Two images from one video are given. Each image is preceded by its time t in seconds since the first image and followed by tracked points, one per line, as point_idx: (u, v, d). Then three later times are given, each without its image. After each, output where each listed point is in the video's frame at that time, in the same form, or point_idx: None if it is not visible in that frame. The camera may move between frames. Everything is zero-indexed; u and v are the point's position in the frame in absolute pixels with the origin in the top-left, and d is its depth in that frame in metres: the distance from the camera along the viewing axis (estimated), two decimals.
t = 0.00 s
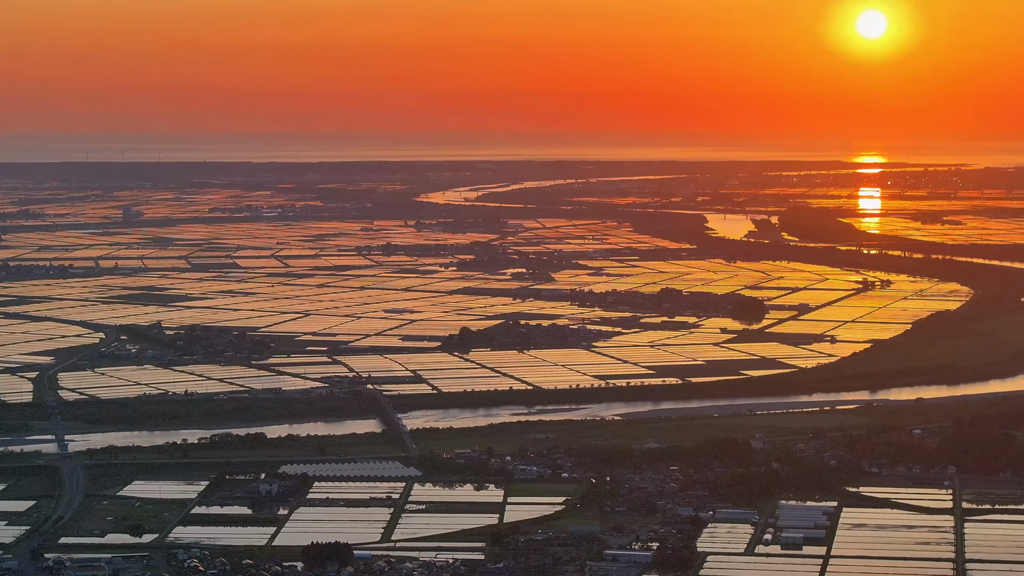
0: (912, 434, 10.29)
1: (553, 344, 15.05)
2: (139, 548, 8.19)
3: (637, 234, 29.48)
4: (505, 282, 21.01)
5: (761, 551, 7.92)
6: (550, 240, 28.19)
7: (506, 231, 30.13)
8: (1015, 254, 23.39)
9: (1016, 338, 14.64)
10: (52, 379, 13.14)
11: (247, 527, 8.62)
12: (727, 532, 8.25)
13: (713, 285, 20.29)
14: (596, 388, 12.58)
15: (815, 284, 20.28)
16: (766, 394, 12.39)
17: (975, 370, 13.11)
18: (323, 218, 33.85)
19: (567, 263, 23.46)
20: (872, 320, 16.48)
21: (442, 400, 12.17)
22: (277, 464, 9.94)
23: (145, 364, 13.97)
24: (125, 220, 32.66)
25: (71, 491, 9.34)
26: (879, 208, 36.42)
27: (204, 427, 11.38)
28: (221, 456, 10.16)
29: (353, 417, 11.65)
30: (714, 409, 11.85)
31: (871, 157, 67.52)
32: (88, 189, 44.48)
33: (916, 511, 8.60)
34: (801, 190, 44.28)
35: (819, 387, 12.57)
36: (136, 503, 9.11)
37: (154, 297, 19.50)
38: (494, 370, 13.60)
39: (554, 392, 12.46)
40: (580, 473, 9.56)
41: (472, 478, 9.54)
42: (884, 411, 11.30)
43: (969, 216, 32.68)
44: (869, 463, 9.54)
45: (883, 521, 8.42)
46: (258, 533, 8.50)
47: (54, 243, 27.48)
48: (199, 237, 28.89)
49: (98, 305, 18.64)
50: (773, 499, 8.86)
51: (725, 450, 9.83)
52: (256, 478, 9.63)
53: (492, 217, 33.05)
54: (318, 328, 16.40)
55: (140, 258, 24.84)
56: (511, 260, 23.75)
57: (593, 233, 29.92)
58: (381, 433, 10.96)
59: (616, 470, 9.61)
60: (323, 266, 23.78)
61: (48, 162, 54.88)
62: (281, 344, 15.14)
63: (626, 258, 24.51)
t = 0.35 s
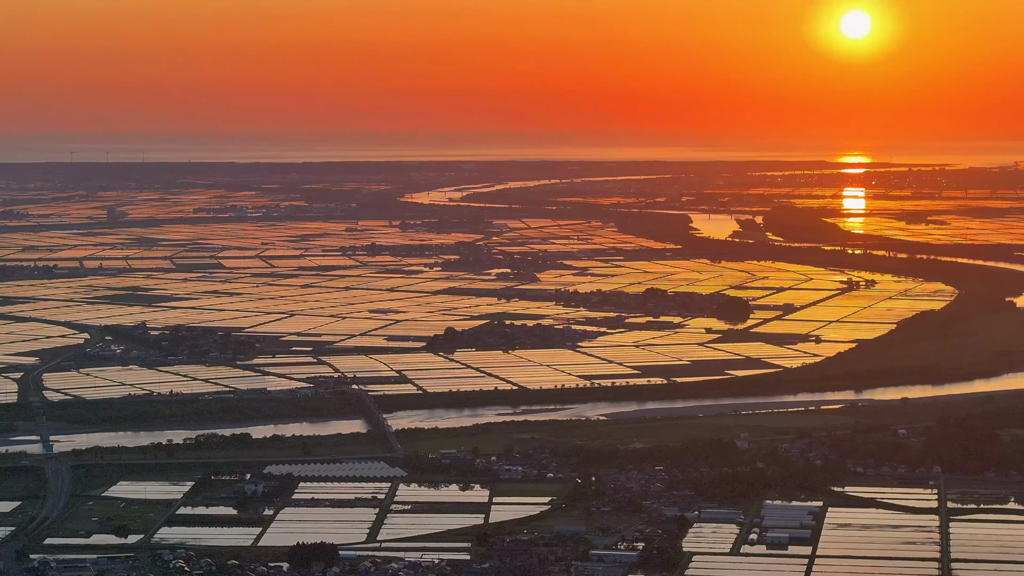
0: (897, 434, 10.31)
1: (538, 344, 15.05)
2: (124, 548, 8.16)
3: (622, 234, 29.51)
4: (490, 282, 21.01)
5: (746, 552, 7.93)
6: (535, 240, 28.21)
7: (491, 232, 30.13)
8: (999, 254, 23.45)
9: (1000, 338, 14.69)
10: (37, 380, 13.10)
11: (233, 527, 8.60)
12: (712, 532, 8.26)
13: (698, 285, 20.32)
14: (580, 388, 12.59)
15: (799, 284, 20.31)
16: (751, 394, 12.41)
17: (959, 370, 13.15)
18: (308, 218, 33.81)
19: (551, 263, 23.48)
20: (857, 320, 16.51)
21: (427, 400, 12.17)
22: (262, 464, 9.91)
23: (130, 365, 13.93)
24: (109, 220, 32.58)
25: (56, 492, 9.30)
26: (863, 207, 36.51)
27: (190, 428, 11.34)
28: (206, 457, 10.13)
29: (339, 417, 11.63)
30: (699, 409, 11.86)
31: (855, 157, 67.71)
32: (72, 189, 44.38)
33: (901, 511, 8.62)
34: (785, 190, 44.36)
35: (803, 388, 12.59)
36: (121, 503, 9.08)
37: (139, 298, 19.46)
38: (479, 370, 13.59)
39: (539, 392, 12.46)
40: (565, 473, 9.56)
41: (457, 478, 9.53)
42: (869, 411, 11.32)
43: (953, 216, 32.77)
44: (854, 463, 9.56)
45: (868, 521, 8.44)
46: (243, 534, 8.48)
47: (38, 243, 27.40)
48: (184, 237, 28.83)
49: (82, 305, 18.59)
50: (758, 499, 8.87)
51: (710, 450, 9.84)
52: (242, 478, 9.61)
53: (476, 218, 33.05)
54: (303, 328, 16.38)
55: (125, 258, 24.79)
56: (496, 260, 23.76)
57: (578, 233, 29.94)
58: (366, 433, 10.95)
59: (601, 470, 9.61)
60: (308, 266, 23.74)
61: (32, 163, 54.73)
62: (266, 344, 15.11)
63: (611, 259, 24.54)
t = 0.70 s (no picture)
0: (882, 434, 10.34)
1: (523, 344, 15.05)
2: (110, 549, 8.14)
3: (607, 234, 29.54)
4: (475, 282, 21.02)
5: (732, 551, 7.94)
6: (519, 240, 28.22)
7: (476, 232, 30.13)
8: (983, 254, 23.52)
9: (984, 338, 14.74)
10: (22, 380, 13.05)
11: (218, 527, 8.58)
12: (698, 532, 8.27)
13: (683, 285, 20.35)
14: (565, 388, 12.60)
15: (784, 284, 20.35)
16: (736, 394, 12.42)
17: (944, 370, 13.18)
18: (293, 219, 33.77)
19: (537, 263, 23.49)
20: (841, 320, 16.54)
21: (413, 400, 12.16)
22: (247, 465, 9.89)
23: (115, 365, 13.89)
24: (93, 220, 32.49)
25: (41, 492, 9.27)
26: (847, 207, 36.61)
27: (174, 428, 11.31)
28: (192, 457, 10.10)
29: (324, 417, 11.61)
30: (684, 409, 11.87)
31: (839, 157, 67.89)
32: (55, 189, 44.25)
33: (887, 511, 8.64)
34: (770, 190, 44.47)
35: (788, 387, 12.61)
36: (107, 504, 9.05)
37: (124, 298, 19.41)
38: (465, 370, 13.59)
39: (524, 392, 12.46)
40: (550, 473, 9.56)
41: (442, 478, 9.52)
42: (855, 411, 11.35)
43: (937, 216, 32.87)
44: (839, 463, 9.58)
45: (855, 520, 8.46)
46: (228, 534, 8.46)
47: (21, 243, 27.31)
48: (168, 237, 28.76)
49: (67, 305, 18.53)
50: (744, 499, 8.88)
51: (695, 450, 9.85)
52: (227, 478, 9.59)
53: (461, 218, 33.05)
54: (288, 329, 16.36)
55: (109, 259, 24.72)
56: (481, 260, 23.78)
57: (563, 233, 29.97)
58: (352, 433, 10.93)
59: (587, 470, 9.62)
60: (293, 266, 23.70)
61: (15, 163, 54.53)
62: (251, 344, 15.08)
63: (596, 259, 24.56)
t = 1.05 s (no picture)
0: (867, 434, 10.36)
1: (508, 344, 15.05)
2: (95, 550, 8.11)
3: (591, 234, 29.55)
4: (460, 282, 21.01)
5: (717, 551, 7.95)
6: (504, 240, 28.21)
7: (460, 232, 30.11)
8: (967, 254, 23.59)
9: (968, 337, 14.79)
10: (6, 381, 13.00)
11: (204, 528, 8.55)
12: (683, 532, 8.28)
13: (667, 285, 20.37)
14: (550, 389, 12.59)
15: (768, 284, 20.38)
16: (720, 394, 12.44)
17: (928, 370, 13.22)
18: (277, 219, 33.71)
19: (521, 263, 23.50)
20: (825, 320, 16.58)
21: (398, 401, 12.14)
22: (232, 465, 9.87)
23: (99, 365, 13.84)
24: (77, 220, 32.37)
25: (26, 492, 9.24)
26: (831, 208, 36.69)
27: (159, 429, 11.26)
28: (176, 458, 10.07)
29: (308, 418, 11.60)
30: (669, 409, 11.88)
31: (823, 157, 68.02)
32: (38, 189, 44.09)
33: (871, 510, 8.66)
34: (754, 190, 44.54)
35: (773, 388, 12.63)
36: (91, 505, 9.01)
37: (108, 298, 19.35)
38: (449, 370, 13.58)
39: (509, 392, 12.45)
40: (535, 473, 9.56)
41: (427, 479, 9.51)
42: (839, 411, 11.37)
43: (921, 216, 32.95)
44: (824, 463, 9.60)
45: (839, 520, 8.48)
46: (213, 535, 8.44)
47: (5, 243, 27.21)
48: (152, 237, 28.68)
49: (50, 305, 18.46)
50: (729, 499, 8.89)
51: (680, 450, 9.85)
52: (212, 478, 9.57)
53: (446, 218, 33.03)
54: (273, 329, 16.32)
55: (93, 259, 24.64)
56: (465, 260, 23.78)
57: (547, 233, 29.98)
58: (336, 434, 10.91)
59: (571, 470, 9.62)
60: (278, 266, 23.66)
61: None
62: (236, 344, 15.05)
63: (580, 259, 24.58)
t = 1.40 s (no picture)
0: (852, 433, 10.38)
1: (493, 344, 15.05)
2: (80, 550, 8.08)
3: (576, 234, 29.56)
4: (445, 283, 21.01)
5: (702, 551, 7.95)
6: (489, 240, 28.19)
7: (446, 232, 30.09)
8: (951, 254, 23.64)
9: (953, 337, 14.83)
10: None
11: (189, 529, 8.53)
12: (668, 532, 8.28)
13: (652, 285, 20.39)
14: (536, 389, 12.58)
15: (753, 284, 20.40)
16: (705, 394, 12.45)
17: (913, 370, 13.24)
18: (262, 219, 33.65)
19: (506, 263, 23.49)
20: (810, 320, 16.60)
21: (383, 401, 12.13)
22: (217, 465, 9.85)
23: (84, 366, 13.80)
24: (61, 221, 32.26)
25: (10, 493, 9.20)
26: (815, 207, 36.76)
27: (143, 429, 11.23)
28: (161, 458, 10.04)
29: (293, 418, 11.58)
30: (654, 410, 11.89)
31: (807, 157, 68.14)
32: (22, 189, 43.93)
33: (856, 510, 8.68)
34: (738, 190, 44.61)
35: (758, 387, 12.64)
36: (76, 505, 8.98)
37: (93, 299, 19.29)
38: (434, 371, 13.57)
39: (494, 392, 12.45)
40: (521, 473, 9.55)
41: (412, 479, 9.50)
42: (824, 411, 11.39)
43: (905, 216, 33.03)
44: (809, 463, 9.61)
45: (823, 520, 8.50)
46: (198, 535, 8.41)
47: None
48: (137, 238, 28.60)
49: (34, 306, 18.39)
50: (714, 499, 8.91)
51: (665, 450, 9.86)
52: (197, 479, 9.54)
53: (431, 219, 33.00)
54: (258, 329, 16.29)
55: (78, 259, 24.56)
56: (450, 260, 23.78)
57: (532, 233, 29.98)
58: (321, 434, 10.89)
59: (556, 470, 9.62)
60: (263, 267, 23.61)
61: None
62: (221, 344, 15.02)
63: (565, 259, 24.59)
